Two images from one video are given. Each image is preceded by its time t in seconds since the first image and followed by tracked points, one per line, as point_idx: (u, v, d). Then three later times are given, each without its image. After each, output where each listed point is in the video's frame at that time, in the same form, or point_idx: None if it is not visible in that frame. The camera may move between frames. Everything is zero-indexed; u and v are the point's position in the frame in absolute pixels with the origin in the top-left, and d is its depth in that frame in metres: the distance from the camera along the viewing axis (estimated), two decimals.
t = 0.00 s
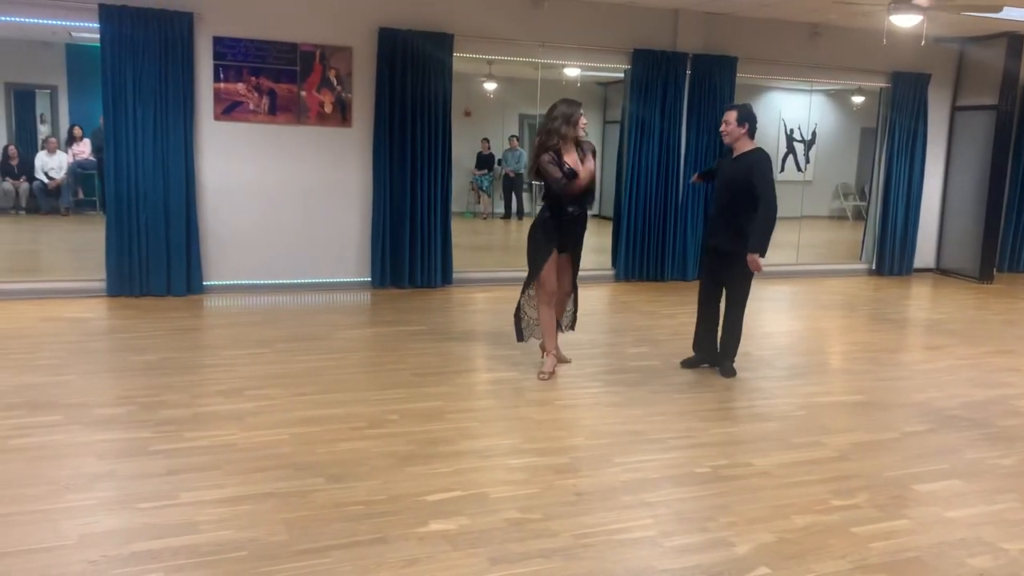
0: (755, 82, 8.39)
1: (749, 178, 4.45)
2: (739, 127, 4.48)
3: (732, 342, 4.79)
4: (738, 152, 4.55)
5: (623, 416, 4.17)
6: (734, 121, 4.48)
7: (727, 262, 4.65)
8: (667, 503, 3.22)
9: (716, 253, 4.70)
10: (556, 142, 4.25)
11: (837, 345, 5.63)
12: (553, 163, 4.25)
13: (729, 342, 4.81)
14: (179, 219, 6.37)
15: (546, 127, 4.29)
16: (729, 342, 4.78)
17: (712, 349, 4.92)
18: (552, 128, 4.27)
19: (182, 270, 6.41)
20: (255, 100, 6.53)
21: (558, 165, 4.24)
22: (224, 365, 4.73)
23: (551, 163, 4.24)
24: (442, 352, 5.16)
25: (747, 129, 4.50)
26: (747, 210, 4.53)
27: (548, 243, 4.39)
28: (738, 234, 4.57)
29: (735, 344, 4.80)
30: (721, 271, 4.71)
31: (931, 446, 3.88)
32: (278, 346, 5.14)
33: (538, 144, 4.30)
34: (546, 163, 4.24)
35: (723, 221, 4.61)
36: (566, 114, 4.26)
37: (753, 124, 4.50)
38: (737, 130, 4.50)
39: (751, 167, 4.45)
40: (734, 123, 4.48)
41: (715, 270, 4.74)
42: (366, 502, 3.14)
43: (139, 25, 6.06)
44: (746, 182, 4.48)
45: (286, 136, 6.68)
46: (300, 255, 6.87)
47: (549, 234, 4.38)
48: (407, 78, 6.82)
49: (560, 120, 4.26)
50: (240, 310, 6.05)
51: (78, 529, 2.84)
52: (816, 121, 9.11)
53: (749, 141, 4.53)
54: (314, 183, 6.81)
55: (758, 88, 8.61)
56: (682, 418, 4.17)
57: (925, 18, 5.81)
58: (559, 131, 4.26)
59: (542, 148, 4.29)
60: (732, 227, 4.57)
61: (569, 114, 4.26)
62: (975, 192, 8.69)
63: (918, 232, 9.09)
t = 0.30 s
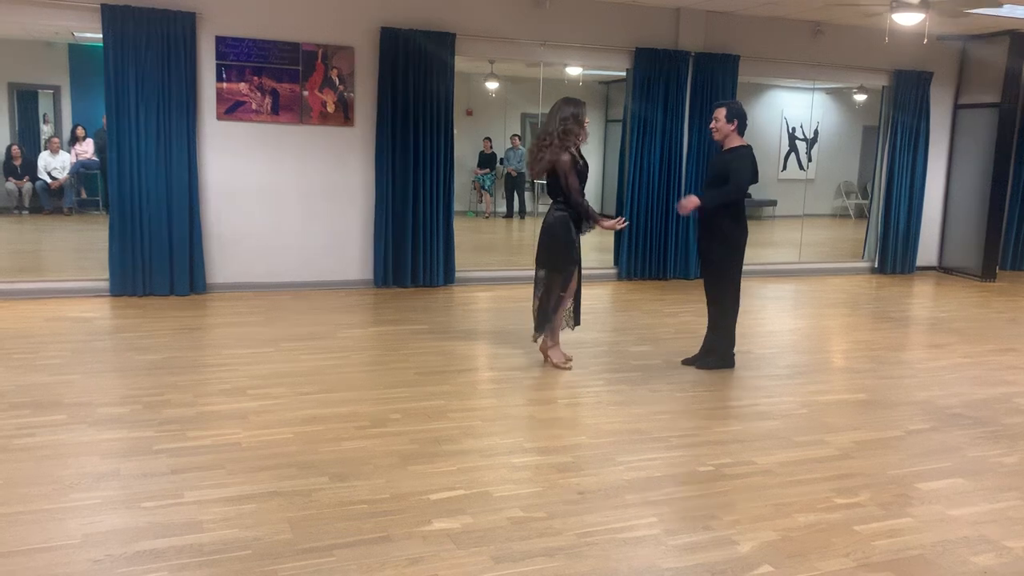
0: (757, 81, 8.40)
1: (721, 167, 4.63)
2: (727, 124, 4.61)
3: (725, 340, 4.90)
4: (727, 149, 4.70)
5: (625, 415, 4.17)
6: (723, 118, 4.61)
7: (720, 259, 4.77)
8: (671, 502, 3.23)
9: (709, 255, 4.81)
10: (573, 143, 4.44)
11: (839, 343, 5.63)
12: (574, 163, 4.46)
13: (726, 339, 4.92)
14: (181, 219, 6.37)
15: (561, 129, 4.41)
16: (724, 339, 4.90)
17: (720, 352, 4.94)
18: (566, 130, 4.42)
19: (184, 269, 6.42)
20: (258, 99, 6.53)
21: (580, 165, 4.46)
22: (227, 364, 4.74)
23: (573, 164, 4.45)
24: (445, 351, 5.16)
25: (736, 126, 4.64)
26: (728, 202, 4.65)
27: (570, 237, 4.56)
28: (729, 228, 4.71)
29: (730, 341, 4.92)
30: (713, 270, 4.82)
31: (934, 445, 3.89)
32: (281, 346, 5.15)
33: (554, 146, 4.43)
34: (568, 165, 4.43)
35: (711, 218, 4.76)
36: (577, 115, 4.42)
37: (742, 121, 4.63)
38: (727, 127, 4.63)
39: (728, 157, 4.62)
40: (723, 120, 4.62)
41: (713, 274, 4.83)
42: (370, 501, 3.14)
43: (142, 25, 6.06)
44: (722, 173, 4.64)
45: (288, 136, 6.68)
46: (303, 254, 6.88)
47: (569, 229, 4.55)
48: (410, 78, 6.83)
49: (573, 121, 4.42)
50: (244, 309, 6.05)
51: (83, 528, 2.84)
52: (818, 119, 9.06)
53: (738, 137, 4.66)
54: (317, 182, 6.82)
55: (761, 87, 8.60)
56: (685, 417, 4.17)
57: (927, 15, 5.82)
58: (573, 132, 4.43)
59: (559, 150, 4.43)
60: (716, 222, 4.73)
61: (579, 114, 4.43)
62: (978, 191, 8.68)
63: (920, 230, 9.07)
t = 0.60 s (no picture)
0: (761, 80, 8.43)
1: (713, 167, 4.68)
2: (723, 126, 4.63)
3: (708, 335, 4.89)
4: (722, 151, 4.70)
5: (628, 415, 4.17)
6: (719, 119, 4.62)
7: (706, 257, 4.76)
8: (675, 501, 3.22)
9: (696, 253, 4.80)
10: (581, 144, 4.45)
11: (843, 342, 5.62)
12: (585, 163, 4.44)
13: (712, 335, 4.91)
14: (185, 219, 6.38)
15: (565, 131, 4.44)
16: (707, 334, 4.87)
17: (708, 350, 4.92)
18: (573, 132, 4.44)
19: (188, 270, 6.43)
20: (261, 100, 6.54)
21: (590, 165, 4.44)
22: (231, 364, 4.75)
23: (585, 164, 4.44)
24: (448, 351, 5.17)
25: (731, 128, 4.65)
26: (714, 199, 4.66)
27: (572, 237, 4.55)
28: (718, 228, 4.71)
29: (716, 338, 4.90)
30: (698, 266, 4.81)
31: (938, 444, 3.88)
32: (284, 346, 5.15)
33: (561, 148, 4.45)
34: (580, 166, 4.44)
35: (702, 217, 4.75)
36: (581, 117, 4.45)
37: (738, 123, 4.63)
38: (723, 129, 4.63)
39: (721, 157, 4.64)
40: (719, 121, 4.62)
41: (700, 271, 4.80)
42: (374, 501, 3.14)
43: (145, 26, 6.07)
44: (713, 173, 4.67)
45: (291, 136, 6.69)
46: (306, 254, 6.89)
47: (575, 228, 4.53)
48: (413, 78, 6.83)
49: (578, 123, 4.45)
50: (248, 309, 6.06)
51: (88, 528, 2.85)
52: (821, 118, 9.17)
53: (733, 140, 4.66)
54: (320, 182, 6.82)
55: (763, 87, 8.65)
56: (689, 416, 4.16)
57: (931, 14, 5.81)
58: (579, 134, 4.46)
59: (567, 152, 4.44)
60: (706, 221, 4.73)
61: (583, 115, 4.47)
62: (982, 190, 8.66)
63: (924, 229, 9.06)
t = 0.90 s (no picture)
0: (766, 80, 8.44)
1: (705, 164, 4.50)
2: (714, 130, 4.45)
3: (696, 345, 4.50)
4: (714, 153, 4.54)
5: (633, 415, 4.17)
6: (710, 122, 4.44)
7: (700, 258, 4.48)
8: (680, 501, 3.22)
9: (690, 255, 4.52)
10: (582, 150, 4.31)
11: (848, 343, 5.61)
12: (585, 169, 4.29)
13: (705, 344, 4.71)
14: (190, 219, 6.39)
15: (568, 135, 4.34)
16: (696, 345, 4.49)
17: (693, 364, 4.53)
18: (576, 137, 4.32)
19: (193, 270, 6.44)
20: (266, 100, 6.55)
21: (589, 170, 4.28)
22: (235, 364, 4.76)
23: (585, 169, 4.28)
24: (453, 351, 5.17)
25: (722, 131, 4.48)
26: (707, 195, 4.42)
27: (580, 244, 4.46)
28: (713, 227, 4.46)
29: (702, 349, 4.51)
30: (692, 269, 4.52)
31: (944, 445, 3.87)
32: (288, 346, 5.16)
33: (565, 154, 4.34)
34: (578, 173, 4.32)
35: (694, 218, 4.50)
36: (587, 123, 4.32)
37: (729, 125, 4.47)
38: (714, 132, 4.46)
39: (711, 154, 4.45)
40: (710, 125, 4.44)
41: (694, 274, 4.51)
42: (379, 500, 3.15)
43: (150, 26, 6.09)
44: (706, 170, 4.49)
45: (296, 136, 6.70)
46: (311, 254, 6.90)
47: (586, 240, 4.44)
48: (417, 78, 6.83)
49: (583, 129, 4.31)
50: (252, 310, 6.06)
51: (94, 527, 2.86)
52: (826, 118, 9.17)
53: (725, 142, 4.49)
54: (325, 182, 6.83)
55: (768, 87, 8.64)
56: (694, 417, 4.16)
57: (936, 14, 5.80)
58: (584, 140, 4.33)
59: (570, 157, 4.33)
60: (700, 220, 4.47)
61: (591, 121, 4.33)
62: (987, 190, 8.65)
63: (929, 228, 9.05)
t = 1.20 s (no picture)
0: (771, 80, 8.43)
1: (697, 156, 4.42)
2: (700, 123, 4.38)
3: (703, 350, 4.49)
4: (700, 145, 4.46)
5: (637, 416, 4.16)
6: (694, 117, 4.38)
7: (700, 257, 4.42)
8: (684, 502, 3.22)
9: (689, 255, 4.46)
10: (592, 145, 4.28)
11: (852, 344, 5.60)
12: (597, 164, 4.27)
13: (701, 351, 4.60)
14: (195, 220, 6.40)
15: (577, 131, 4.31)
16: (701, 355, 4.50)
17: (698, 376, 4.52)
18: (585, 132, 4.29)
19: (198, 270, 6.45)
20: (271, 101, 6.56)
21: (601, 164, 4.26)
22: (241, 364, 4.76)
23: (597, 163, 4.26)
24: (457, 352, 5.17)
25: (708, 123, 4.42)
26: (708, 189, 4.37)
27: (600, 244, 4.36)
28: (710, 223, 4.40)
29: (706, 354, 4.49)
30: (693, 271, 4.46)
31: (948, 446, 3.86)
32: (293, 346, 5.17)
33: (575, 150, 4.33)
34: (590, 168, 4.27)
35: (690, 215, 4.45)
36: (595, 117, 4.29)
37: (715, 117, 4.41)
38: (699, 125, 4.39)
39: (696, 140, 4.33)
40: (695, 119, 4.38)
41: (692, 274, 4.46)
42: (383, 500, 3.15)
43: (155, 27, 6.09)
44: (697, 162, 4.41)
45: (301, 137, 6.71)
46: (315, 255, 6.90)
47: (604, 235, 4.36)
48: (421, 79, 6.84)
49: (592, 123, 4.28)
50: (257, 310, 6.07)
51: (99, 527, 2.86)
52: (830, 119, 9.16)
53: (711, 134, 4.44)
54: (329, 183, 6.84)
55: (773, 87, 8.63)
56: (698, 418, 4.16)
57: (941, 15, 5.79)
58: (593, 134, 4.29)
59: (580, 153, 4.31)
60: (697, 217, 4.41)
61: (598, 115, 4.30)
62: (993, 191, 8.63)
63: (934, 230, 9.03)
